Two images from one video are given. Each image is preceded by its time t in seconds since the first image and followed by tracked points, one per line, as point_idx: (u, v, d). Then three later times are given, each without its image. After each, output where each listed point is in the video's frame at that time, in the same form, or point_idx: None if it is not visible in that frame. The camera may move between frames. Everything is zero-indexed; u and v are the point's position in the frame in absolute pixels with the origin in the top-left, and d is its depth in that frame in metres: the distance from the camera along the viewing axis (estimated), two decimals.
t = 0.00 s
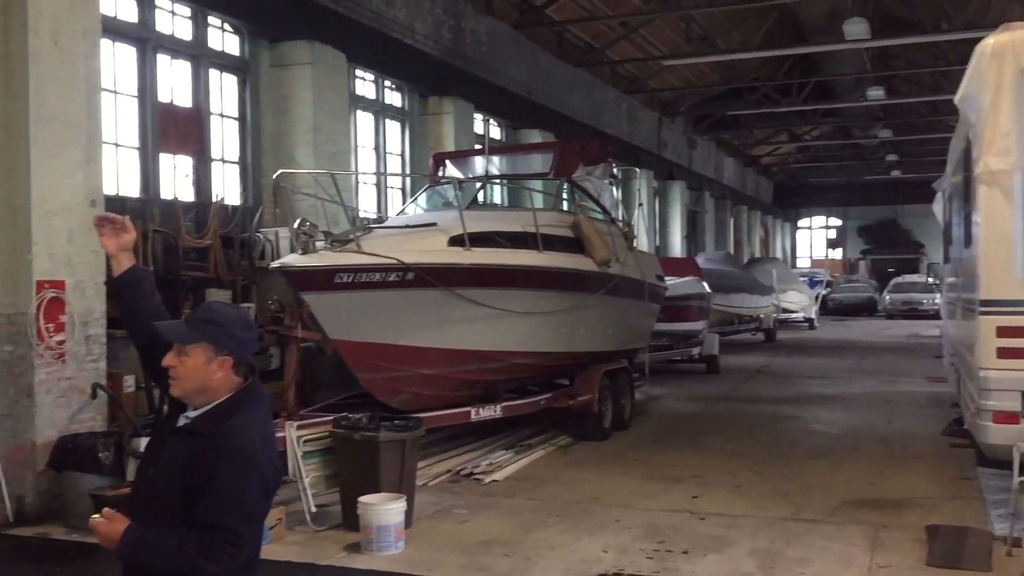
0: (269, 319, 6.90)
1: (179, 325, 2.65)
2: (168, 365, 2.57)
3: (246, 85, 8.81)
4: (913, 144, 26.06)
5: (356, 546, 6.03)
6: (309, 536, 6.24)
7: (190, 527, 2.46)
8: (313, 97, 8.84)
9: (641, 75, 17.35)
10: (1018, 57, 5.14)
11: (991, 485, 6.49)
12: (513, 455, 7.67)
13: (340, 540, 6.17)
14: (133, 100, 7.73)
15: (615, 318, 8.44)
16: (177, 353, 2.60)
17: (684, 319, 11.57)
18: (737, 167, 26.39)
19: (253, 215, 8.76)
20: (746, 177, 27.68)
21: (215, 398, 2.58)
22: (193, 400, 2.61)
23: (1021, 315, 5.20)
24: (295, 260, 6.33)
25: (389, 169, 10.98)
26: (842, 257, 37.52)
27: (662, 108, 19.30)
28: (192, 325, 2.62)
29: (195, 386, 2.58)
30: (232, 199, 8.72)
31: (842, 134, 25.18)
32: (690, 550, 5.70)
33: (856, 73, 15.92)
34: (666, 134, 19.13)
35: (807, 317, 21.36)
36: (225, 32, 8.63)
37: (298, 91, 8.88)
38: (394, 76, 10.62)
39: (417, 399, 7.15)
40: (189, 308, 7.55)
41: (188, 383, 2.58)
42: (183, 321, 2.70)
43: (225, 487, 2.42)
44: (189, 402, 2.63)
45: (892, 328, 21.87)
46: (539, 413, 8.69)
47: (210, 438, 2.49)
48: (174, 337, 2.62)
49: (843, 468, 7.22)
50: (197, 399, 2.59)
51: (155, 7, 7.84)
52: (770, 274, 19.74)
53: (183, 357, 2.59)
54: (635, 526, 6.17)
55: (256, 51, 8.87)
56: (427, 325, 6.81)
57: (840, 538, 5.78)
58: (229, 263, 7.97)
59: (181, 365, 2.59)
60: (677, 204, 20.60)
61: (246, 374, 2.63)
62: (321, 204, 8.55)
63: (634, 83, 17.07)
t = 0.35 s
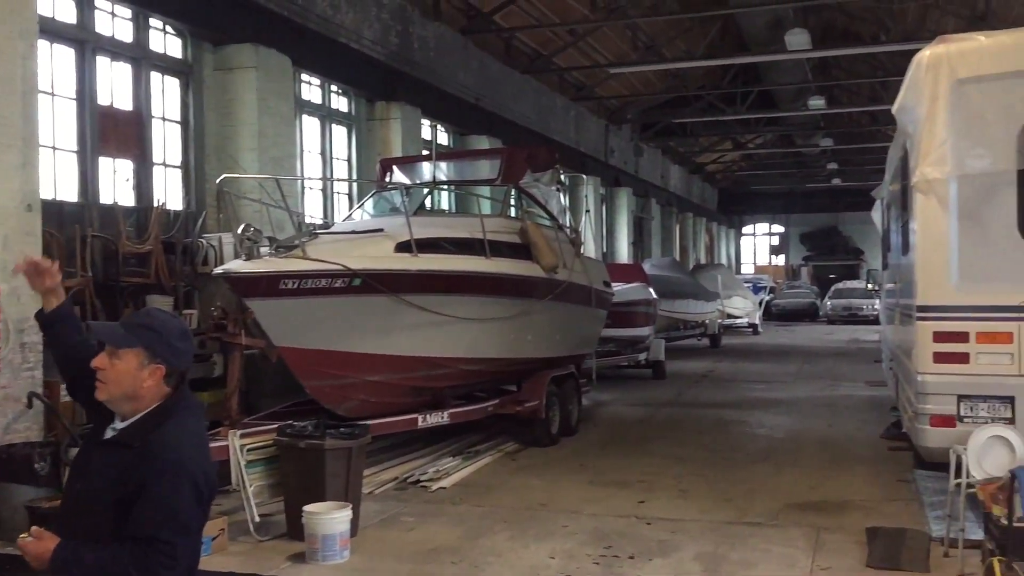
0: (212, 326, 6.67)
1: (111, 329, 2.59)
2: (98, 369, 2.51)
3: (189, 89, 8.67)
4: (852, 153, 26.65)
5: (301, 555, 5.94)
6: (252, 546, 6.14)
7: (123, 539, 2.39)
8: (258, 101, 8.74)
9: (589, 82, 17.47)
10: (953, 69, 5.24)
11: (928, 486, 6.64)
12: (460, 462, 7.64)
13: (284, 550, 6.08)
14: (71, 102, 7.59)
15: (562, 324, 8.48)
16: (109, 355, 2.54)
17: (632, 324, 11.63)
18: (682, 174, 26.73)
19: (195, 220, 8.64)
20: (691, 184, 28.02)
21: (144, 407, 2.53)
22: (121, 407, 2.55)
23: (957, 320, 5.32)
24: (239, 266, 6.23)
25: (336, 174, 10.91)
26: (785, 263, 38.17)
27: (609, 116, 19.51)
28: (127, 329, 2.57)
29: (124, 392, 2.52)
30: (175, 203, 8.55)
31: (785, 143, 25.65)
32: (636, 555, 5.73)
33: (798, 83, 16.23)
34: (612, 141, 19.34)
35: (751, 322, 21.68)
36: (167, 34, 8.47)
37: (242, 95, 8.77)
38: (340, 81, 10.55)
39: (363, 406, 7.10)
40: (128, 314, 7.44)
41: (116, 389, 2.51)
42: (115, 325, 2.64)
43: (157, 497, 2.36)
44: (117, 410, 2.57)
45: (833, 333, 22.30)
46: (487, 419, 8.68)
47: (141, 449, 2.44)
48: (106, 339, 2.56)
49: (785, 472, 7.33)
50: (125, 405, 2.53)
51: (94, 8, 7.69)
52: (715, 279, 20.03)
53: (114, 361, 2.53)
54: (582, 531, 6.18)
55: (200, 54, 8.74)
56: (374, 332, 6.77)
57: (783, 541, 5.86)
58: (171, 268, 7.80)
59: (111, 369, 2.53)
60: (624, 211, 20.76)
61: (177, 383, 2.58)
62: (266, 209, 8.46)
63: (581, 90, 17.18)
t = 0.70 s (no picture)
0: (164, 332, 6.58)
1: (37, 334, 2.53)
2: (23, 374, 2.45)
3: (139, 92, 8.61)
4: (804, 160, 27.09)
5: (254, 565, 5.85)
6: (204, 557, 6.04)
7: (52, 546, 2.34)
8: (210, 105, 8.63)
9: (545, 88, 17.51)
10: (901, 77, 5.32)
11: (878, 488, 6.74)
12: (415, 469, 7.60)
13: (237, 560, 5.99)
14: (18, 106, 7.54)
15: (518, 329, 8.49)
16: (35, 361, 2.49)
17: (588, 329, 11.65)
18: (637, 179, 26.93)
19: (147, 226, 8.60)
20: (646, 190, 28.27)
21: (71, 414, 2.47)
22: (47, 414, 2.50)
23: (907, 324, 5.39)
24: (191, 272, 6.15)
25: (290, 179, 10.85)
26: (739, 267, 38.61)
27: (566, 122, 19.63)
28: (54, 335, 2.51)
29: (51, 399, 2.46)
30: (125, 209, 8.51)
31: (738, 149, 25.98)
32: (592, 560, 5.72)
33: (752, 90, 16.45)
34: (568, 147, 19.43)
35: (706, 326, 21.88)
36: (117, 37, 8.41)
37: (194, 99, 8.66)
38: (294, 85, 10.46)
39: (317, 414, 7.02)
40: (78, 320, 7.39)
41: (42, 396, 2.46)
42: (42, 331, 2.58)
43: (86, 502, 2.31)
44: (43, 416, 2.52)
45: (786, 337, 22.62)
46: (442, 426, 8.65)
47: (69, 454, 2.39)
48: (33, 344, 2.50)
49: (738, 475, 7.40)
50: (52, 411, 2.48)
51: (42, 10, 7.65)
52: (670, 284, 20.23)
53: (40, 366, 2.48)
54: (539, 537, 6.17)
55: (151, 57, 8.65)
56: (329, 338, 6.70)
57: (737, 544, 5.90)
58: (121, 274, 7.68)
59: (37, 374, 2.47)
60: (580, 216, 20.86)
61: (106, 393, 2.52)
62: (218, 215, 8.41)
63: (538, 96, 17.23)
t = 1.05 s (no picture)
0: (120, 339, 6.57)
1: None
2: None
3: (93, 96, 8.47)
4: (762, 166, 27.44)
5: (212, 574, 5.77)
6: (161, 567, 5.95)
7: None
8: (166, 108, 8.57)
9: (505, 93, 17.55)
10: (855, 84, 5.40)
11: (835, 489, 6.81)
12: (377, 475, 7.57)
13: (194, 569, 5.91)
14: None
15: (480, 334, 8.48)
16: None
17: (549, 334, 11.68)
18: (597, 184, 27.07)
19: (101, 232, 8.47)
20: (606, 195, 28.43)
21: None
22: None
23: (862, 328, 5.46)
24: (146, 278, 6.07)
25: (248, 183, 10.77)
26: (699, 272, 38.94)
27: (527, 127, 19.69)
28: None
29: None
30: (78, 214, 8.38)
31: (697, 155, 26.25)
32: (554, 564, 5.72)
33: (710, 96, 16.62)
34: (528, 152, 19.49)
35: (666, 331, 22.03)
36: (70, 39, 8.27)
37: (150, 102, 8.58)
38: (254, 89, 10.37)
39: (276, 420, 6.96)
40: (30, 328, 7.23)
41: None
42: None
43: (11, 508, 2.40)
44: None
45: (745, 341, 22.85)
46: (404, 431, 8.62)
47: None
48: None
49: (697, 478, 7.46)
50: None
51: None
52: (631, 289, 20.33)
53: None
54: (500, 542, 6.15)
55: (105, 60, 8.54)
56: (288, 344, 6.65)
57: (697, 547, 5.93)
58: (74, 280, 7.58)
59: None
60: (541, 221, 20.92)
61: (21, 398, 2.53)
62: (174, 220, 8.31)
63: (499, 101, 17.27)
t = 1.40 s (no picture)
0: (76, 344, 6.40)
1: None
2: None
3: (50, 96, 8.34)
4: (725, 170, 27.70)
5: None
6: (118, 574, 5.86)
7: None
8: (125, 109, 8.48)
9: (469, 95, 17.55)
10: (814, 90, 5.45)
11: (794, 491, 6.88)
12: (339, 480, 7.52)
13: None
14: None
15: (443, 337, 8.47)
16: None
17: (513, 337, 11.69)
18: (561, 187, 27.14)
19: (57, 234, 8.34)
20: (570, 199, 28.53)
21: None
22: None
23: (821, 330, 5.52)
24: (104, 281, 5.99)
25: (209, 186, 10.68)
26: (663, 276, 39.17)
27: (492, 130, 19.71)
28: None
29: None
30: (35, 216, 8.25)
31: (660, 159, 26.43)
32: (517, 568, 5.71)
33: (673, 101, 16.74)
34: (491, 155, 19.50)
35: (630, 335, 22.14)
36: (27, 38, 8.12)
37: (108, 102, 8.48)
38: (215, 91, 10.26)
39: (237, 425, 6.90)
40: None
41: None
42: None
43: None
44: None
45: (708, 344, 23.03)
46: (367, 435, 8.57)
47: None
48: None
49: (659, 481, 7.50)
50: None
51: None
52: (595, 292, 20.40)
53: None
54: (463, 547, 6.13)
55: (62, 60, 8.42)
56: (249, 348, 6.59)
57: (658, 550, 5.96)
58: (30, 282, 7.40)
59: None
60: (505, 225, 20.95)
61: None
62: (133, 223, 8.21)
63: (464, 104, 17.26)
